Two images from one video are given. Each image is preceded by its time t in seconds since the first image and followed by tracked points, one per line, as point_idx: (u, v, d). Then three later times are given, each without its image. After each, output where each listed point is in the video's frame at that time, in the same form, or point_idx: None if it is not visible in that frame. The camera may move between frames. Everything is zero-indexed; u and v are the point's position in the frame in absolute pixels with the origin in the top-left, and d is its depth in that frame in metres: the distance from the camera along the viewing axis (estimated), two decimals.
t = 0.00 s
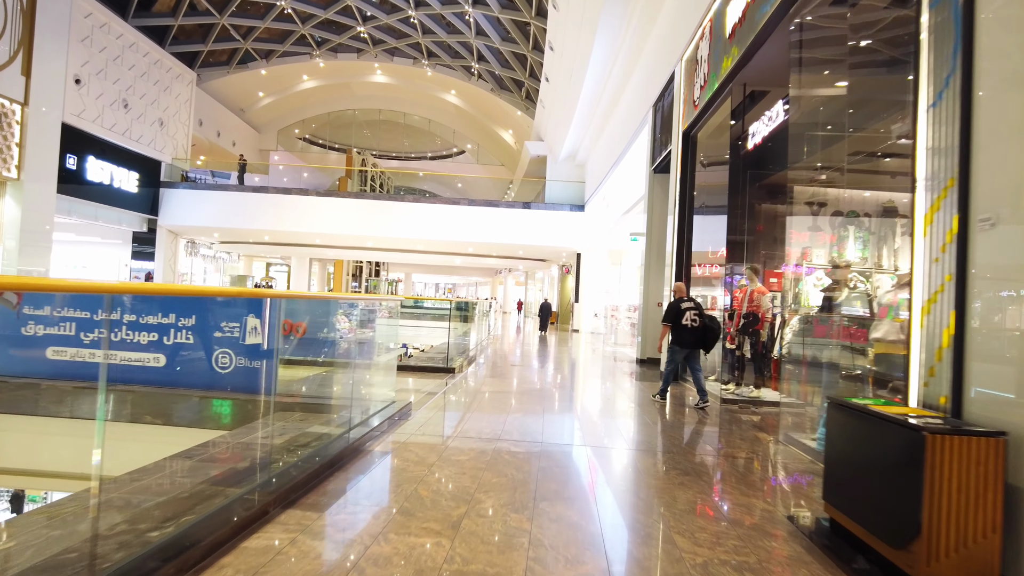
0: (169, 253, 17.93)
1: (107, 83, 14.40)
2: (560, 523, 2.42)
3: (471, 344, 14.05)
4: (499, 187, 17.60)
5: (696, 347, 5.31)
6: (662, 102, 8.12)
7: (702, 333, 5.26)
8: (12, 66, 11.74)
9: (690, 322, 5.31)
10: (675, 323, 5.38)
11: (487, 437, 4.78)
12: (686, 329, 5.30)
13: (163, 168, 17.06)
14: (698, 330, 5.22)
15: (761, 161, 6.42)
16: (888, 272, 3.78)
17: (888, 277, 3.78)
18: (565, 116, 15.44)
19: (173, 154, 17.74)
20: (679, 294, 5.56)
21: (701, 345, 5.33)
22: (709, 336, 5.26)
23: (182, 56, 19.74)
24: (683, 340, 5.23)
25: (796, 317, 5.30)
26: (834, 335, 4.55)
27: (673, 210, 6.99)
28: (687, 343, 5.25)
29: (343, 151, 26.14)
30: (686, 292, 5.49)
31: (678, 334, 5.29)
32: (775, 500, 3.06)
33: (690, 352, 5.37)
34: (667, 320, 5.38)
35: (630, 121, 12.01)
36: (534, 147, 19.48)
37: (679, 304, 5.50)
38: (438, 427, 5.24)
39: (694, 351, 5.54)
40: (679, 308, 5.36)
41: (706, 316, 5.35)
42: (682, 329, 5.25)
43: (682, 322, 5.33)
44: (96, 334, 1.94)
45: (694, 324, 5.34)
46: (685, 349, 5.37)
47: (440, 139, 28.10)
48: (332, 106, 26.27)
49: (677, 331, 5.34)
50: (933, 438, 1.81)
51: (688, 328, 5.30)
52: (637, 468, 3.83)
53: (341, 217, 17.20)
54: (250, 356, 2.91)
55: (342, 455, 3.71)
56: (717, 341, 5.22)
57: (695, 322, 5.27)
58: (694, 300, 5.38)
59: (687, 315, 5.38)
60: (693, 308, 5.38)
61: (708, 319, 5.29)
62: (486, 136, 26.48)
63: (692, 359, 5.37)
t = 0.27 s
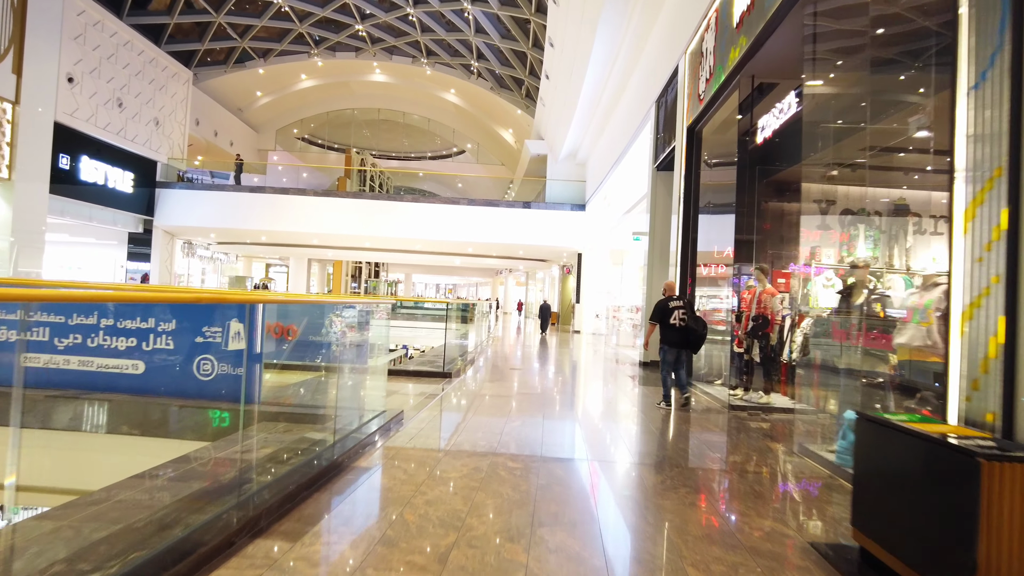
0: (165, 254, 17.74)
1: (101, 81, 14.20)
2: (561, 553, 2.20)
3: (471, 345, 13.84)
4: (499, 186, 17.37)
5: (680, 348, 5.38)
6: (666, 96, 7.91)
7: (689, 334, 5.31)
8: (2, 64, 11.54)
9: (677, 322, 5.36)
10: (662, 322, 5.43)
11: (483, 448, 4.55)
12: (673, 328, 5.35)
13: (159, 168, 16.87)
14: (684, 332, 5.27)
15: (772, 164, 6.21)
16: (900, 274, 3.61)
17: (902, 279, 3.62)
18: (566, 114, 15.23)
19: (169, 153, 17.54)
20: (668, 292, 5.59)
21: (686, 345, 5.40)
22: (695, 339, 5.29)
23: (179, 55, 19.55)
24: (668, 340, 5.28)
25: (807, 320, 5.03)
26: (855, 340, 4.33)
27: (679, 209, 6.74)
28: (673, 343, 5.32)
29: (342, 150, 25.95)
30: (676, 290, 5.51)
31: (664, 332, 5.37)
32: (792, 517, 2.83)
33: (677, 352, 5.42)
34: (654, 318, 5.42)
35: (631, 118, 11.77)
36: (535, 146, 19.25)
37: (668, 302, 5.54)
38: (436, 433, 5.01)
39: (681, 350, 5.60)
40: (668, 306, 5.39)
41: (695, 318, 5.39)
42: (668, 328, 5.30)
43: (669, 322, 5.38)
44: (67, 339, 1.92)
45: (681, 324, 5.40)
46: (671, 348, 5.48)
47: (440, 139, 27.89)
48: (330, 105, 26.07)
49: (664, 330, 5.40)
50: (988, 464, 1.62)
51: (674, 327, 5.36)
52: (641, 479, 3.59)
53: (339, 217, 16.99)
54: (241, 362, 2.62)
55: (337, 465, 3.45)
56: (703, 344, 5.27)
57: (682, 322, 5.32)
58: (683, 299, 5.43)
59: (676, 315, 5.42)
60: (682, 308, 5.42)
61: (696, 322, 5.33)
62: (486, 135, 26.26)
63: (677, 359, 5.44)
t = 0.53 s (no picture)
0: (164, 254, 17.59)
1: (98, 79, 14.03)
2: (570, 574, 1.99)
3: (473, 345, 13.63)
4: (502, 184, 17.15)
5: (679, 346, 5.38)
6: (672, 88, 7.72)
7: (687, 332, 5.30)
8: None
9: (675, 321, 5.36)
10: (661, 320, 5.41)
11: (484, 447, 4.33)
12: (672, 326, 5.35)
13: (158, 167, 16.71)
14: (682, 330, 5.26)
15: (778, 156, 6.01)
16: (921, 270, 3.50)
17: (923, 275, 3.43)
18: (568, 109, 15.02)
19: (168, 152, 17.39)
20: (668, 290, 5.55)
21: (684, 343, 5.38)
22: (693, 337, 5.27)
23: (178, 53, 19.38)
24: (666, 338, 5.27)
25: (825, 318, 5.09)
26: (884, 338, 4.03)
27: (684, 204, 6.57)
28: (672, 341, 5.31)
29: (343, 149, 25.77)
30: (675, 288, 5.47)
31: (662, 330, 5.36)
32: (818, 524, 2.65)
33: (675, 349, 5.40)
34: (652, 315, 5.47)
35: (635, 112, 11.54)
36: (537, 143, 19.03)
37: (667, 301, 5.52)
38: (437, 434, 4.82)
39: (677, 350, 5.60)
40: (667, 305, 5.37)
41: (693, 316, 5.36)
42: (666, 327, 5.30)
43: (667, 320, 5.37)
44: (47, 340, 1.94)
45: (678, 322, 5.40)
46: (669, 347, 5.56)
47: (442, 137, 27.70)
48: (331, 103, 25.88)
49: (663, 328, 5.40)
50: None
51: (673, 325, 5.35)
52: (652, 479, 3.41)
53: (340, 215, 16.80)
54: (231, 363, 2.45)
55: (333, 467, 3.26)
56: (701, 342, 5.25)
57: (680, 321, 5.31)
58: (681, 297, 5.40)
59: (674, 313, 5.40)
60: (680, 306, 5.40)
61: (694, 320, 5.30)
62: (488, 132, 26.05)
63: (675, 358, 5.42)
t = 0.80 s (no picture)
0: (162, 254, 17.43)
1: (94, 77, 13.85)
2: None
3: (474, 347, 13.43)
4: (504, 184, 16.93)
5: (675, 348, 5.36)
6: (678, 84, 7.54)
7: (684, 333, 5.25)
8: None
9: (673, 322, 5.31)
10: (659, 321, 5.38)
11: (484, 454, 4.13)
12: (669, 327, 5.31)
13: (156, 166, 16.53)
14: (679, 332, 5.22)
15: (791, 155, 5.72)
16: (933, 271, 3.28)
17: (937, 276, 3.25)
18: (571, 107, 14.85)
19: (166, 152, 17.22)
20: (666, 291, 5.51)
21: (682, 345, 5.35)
22: (691, 338, 5.22)
23: (176, 51, 19.20)
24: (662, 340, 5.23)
25: (838, 321, 5.18)
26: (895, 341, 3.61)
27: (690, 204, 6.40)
28: (669, 343, 5.28)
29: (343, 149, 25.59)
30: (673, 289, 5.42)
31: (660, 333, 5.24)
32: (841, 545, 2.46)
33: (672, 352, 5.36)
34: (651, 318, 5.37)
35: (639, 110, 11.32)
36: (540, 142, 18.82)
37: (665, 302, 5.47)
38: (434, 438, 4.63)
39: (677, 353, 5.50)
40: (665, 306, 5.32)
41: (691, 317, 5.31)
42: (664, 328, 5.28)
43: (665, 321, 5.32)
44: (25, 346, 1.68)
45: (675, 323, 5.35)
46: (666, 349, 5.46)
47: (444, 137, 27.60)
48: (331, 103, 25.68)
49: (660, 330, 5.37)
50: None
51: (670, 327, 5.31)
52: (660, 490, 3.21)
53: (340, 215, 16.61)
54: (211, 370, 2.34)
55: (328, 481, 3.06)
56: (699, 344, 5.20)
57: (677, 322, 5.27)
58: (679, 298, 5.35)
59: (672, 314, 5.35)
60: (678, 307, 5.35)
61: (691, 321, 5.25)
62: (490, 132, 25.85)
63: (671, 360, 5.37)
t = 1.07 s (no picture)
0: (157, 252, 17.24)
1: (88, 72, 13.68)
2: None
3: (472, 346, 13.25)
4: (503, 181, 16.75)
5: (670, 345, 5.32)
6: (681, 75, 7.35)
7: (679, 330, 5.21)
8: None
9: (667, 318, 5.27)
10: (653, 318, 5.35)
11: (478, 454, 3.94)
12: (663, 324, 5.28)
13: (151, 164, 16.35)
14: (673, 328, 5.18)
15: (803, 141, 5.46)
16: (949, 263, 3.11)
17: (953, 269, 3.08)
18: (570, 103, 14.69)
19: (161, 149, 17.04)
20: (660, 289, 5.48)
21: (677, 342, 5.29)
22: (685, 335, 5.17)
23: (172, 47, 19.02)
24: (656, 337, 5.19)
25: (850, 319, 5.04)
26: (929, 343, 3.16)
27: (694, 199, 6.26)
28: (663, 339, 5.24)
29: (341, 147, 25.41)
30: (667, 286, 5.39)
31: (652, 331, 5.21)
32: (859, 558, 2.28)
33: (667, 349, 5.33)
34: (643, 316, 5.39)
35: (641, 105, 11.12)
36: (539, 139, 18.65)
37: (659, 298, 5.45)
38: (428, 438, 4.45)
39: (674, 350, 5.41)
40: (659, 303, 5.29)
41: (685, 313, 5.28)
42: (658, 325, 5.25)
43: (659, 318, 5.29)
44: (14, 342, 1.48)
45: (670, 320, 5.32)
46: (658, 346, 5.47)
47: (443, 135, 27.37)
48: (330, 100, 25.50)
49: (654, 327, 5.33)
50: None
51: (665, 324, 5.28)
52: (658, 493, 3.03)
53: (337, 212, 16.43)
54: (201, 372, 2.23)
55: (312, 487, 2.87)
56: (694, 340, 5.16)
57: (671, 319, 5.24)
58: (673, 294, 5.32)
59: (666, 311, 5.32)
60: (672, 303, 5.31)
61: (686, 317, 5.22)
62: (489, 129, 25.69)
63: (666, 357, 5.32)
